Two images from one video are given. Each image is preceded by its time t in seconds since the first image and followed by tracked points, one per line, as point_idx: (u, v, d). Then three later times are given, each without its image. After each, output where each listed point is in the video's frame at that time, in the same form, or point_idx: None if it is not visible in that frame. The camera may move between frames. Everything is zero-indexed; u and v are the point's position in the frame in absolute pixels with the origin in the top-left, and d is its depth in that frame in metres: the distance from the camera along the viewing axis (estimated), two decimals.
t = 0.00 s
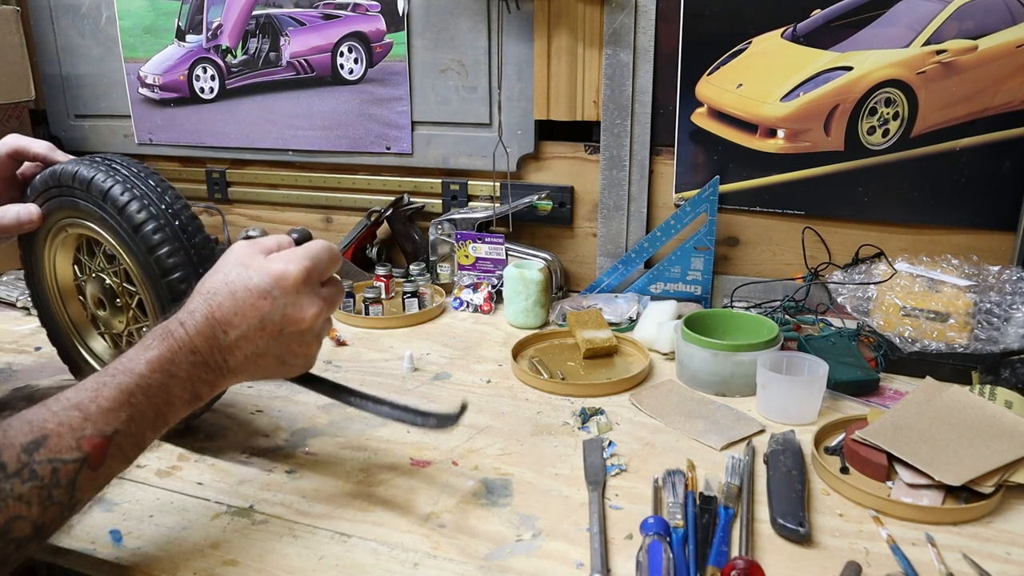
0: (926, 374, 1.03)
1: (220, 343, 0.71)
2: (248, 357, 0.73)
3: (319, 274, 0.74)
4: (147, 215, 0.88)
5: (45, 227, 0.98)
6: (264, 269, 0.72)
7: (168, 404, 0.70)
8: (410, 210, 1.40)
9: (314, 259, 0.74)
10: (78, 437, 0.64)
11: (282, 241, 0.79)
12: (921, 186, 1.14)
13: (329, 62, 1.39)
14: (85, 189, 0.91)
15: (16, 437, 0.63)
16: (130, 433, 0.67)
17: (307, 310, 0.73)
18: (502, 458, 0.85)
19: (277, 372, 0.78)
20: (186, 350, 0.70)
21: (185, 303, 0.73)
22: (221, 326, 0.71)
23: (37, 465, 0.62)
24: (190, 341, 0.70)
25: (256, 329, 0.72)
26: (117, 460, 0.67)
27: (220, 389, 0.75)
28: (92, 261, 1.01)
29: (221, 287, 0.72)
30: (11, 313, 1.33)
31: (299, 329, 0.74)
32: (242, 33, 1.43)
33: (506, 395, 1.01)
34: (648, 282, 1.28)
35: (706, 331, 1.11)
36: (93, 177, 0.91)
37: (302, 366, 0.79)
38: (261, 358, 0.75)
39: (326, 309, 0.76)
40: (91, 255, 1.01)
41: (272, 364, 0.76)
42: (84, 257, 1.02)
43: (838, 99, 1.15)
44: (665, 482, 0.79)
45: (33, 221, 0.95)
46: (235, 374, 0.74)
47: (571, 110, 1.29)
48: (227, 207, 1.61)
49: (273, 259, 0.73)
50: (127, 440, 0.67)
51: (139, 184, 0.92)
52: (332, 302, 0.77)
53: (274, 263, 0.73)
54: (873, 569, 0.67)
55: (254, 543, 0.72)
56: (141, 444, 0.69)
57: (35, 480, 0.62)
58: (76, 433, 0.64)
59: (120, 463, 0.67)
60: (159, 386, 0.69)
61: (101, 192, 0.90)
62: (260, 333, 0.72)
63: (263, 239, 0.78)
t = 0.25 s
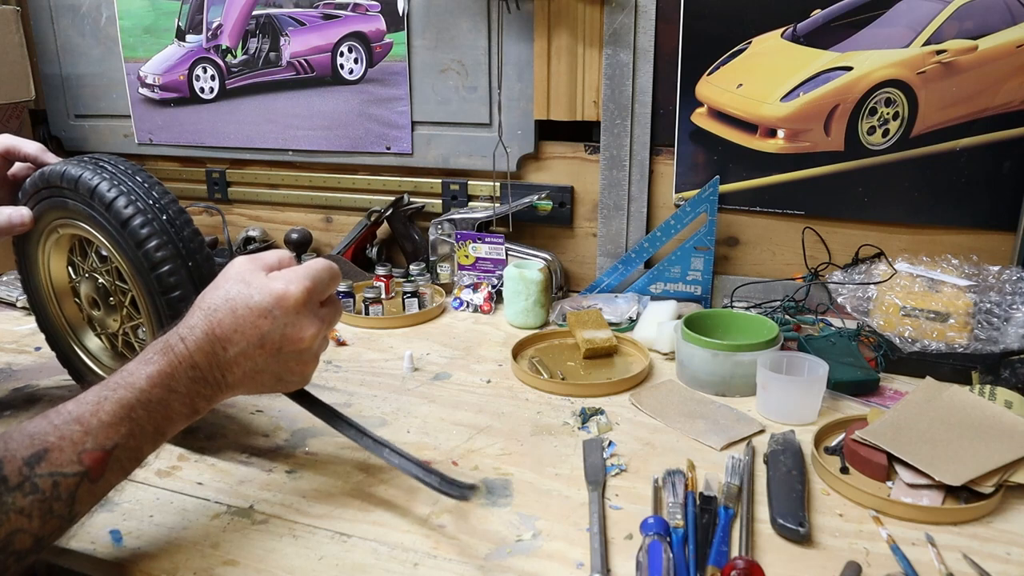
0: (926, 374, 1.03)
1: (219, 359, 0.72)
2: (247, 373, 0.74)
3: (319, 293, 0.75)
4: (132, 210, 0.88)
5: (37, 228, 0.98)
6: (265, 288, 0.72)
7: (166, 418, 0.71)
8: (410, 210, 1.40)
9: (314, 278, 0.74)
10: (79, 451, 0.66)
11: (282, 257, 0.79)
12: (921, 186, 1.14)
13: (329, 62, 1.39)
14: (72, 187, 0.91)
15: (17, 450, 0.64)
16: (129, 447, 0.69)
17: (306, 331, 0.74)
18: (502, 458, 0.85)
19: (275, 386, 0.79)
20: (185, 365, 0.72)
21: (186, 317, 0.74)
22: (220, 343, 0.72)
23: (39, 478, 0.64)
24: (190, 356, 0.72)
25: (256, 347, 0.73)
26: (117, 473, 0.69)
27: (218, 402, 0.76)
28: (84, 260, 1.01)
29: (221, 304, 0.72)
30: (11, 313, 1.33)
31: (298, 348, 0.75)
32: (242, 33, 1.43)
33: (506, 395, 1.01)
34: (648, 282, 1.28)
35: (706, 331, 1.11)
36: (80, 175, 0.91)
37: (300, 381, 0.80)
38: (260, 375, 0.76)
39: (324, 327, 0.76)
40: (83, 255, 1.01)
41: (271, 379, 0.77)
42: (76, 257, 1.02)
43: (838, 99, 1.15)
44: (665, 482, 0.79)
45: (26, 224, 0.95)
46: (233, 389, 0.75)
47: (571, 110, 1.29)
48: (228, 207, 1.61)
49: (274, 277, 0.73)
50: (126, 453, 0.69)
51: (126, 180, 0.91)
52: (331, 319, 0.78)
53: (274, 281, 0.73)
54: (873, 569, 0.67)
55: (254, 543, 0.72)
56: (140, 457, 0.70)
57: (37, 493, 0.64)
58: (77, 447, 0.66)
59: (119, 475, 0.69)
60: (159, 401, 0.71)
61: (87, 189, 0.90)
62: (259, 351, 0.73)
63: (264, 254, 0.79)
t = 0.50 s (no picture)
0: (926, 374, 1.03)
1: (215, 373, 0.73)
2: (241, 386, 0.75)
3: (313, 307, 0.76)
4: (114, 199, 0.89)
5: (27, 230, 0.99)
6: (261, 304, 0.73)
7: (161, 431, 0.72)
8: (410, 210, 1.40)
9: (309, 295, 0.75)
10: (77, 465, 0.66)
11: (275, 269, 0.79)
12: (921, 186, 1.14)
13: (329, 62, 1.39)
14: (56, 184, 0.92)
15: (17, 463, 0.64)
16: (126, 461, 0.69)
17: (301, 345, 0.75)
18: (502, 458, 0.85)
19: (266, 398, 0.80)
20: (181, 378, 0.72)
21: (180, 330, 0.74)
22: (216, 357, 0.72)
23: (39, 492, 0.64)
24: (186, 370, 0.72)
25: (251, 361, 0.73)
26: (114, 486, 0.69)
27: (211, 413, 0.77)
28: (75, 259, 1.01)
29: (217, 318, 0.73)
30: (11, 313, 1.33)
31: (292, 362, 0.76)
32: (242, 33, 1.43)
33: (506, 395, 1.01)
34: (648, 282, 1.28)
35: (706, 331, 1.11)
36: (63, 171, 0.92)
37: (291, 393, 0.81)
38: (253, 387, 0.76)
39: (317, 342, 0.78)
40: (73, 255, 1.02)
41: (264, 392, 0.78)
42: (67, 257, 1.02)
43: (838, 99, 1.15)
44: (665, 482, 0.79)
45: (15, 228, 0.95)
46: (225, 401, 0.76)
47: (571, 110, 1.29)
48: (227, 207, 1.61)
49: (270, 293, 0.74)
50: (123, 467, 0.69)
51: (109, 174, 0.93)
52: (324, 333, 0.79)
53: (270, 298, 0.73)
54: (873, 569, 0.67)
55: (254, 543, 0.72)
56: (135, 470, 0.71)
57: (37, 507, 0.64)
58: (75, 460, 0.66)
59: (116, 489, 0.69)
60: (155, 414, 0.71)
61: (70, 184, 0.91)
62: (254, 364, 0.74)
63: (257, 267, 0.79)
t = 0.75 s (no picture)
0: (926, 374, 1.03)
1: (209, 381, 0.74)
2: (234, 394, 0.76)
3: (306, 316, 0.76)
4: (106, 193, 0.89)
5: (21, 231, 0.99)
6: (254, 314, 0.73)
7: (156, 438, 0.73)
8: (410, 210, 1.40)
9: (302, 304, 0.75)
10: (73, 474, 0.67)
11: (271, 277, 0.80)
12: (922, 186, 1.14)
13: (329, 62, 1.39)
14: (49, 182, 0.92)
15: (14, 472, 0.64)
16: (121, 468, 0.70)
17: (293, 355, 0.75)
18: (502, 458, 0.85)
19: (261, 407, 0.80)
20: (175, 386, 0.73)
21: (174, 337, 0.75)
22: (210, 365, 0.73)
23: (36, 502, 0.65)
24: (180, 377, 0.73)
25: (244, 369, 0.74)
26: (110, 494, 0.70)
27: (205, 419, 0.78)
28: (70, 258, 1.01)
29: (210, 327, 0.73)
30: (11, 313, 1.33)
31: (285, 371, 0.76)
32: (242, 33, 1.43)
33: (506, 395, 1.01)
34: (648, 282, 1.28)
35: (706, 331, 1.11)
36: (56, 169, 0.93)
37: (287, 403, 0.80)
38: (246, 395, 0.77)
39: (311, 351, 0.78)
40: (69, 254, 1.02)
41: (258, 400, 0.78)
42: (62, 257, 1.03)
43: (838, 99, 1.15)
44: (665, 482, 0.79)
45: (11, 230, 0.96)
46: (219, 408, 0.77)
47: (571, 110, 1.29)
48: (227, 207, 1.61)
49: (263, 301, 0.74)
50: (118, 475, 0.70)
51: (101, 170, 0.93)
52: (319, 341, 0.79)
53: (263, 307, 0.74)
54: (873, 569, 0.67)
55: (254, 543, 0.72)
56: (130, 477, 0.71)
57: (34, 516, 0.65)
58: (72, 470, 0.67)
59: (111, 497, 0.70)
60: (150, 421, 0.72)
61: (62, 181, 0.91)
62: (247, 373, 0.74)
63: (253, 275, 0.79)
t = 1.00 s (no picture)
0: (926, 374, 1.03)
1: (211, 386, 0.74)
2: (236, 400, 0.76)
3: (306, 321, 0.77)
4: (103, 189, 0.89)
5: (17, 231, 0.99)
6: (254, 319, 0.74)
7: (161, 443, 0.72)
8: (410, 210, 1.40)
9: (302, 309, 0.77)
10: (80, 478, 0.66)
11: (270, 285, 0.81)
12: (922, 186, 1.14)
13: (329, 62, 1.39)
14: (45, 180, 0.93)
15: (21, 476, 0.64)
16: (126, 473, 0.70)
17: (293, 358, 0.76)
18: (502, 458, 0.85)
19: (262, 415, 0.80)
20: (178, 391, 0.73)
21: (176, 345, 0.76)
22: (211, 370, 0.74)
23: (44, 505, 0.64)
24: (182, 382, 0.73)
25: (244, 374, 0.75)
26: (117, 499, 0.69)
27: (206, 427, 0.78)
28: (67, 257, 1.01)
29: (212, 333, 0.74)
30: (11, 313, 1.33)
31: (285, 376, 0.77)
32: (243, 33, 1.43)
33: (506, 395, 1.01)
34: (648, 282, 1.28)
35: (706, 331, 1.11)
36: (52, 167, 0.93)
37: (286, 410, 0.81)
38: (247, 401, 0.77)
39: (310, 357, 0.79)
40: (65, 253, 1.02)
41: (258, 407, 0.79)
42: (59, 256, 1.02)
43: (838, 99, 1.15)
44: (665, 482, 0.79)
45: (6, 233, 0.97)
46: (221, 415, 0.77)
47: (571, 110, 1.29)
48: (227, 207, 1.61)
49: (263, 307, 0.76)
50: (124, 480, 0.69)
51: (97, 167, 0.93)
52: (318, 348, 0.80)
53: (264, 312, 0.75)
54: (873, 569, 0.67)
55: (254, 543, 0.72)
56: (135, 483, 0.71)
57: (43, 519, 0.64)
58: (78, 473, 0.66)
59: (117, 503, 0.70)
60: (154, 426, 0.72)
61: (59, 179, 0.91)
62: (247, 378, 0.75)
63: (252, 284, 0.80)
